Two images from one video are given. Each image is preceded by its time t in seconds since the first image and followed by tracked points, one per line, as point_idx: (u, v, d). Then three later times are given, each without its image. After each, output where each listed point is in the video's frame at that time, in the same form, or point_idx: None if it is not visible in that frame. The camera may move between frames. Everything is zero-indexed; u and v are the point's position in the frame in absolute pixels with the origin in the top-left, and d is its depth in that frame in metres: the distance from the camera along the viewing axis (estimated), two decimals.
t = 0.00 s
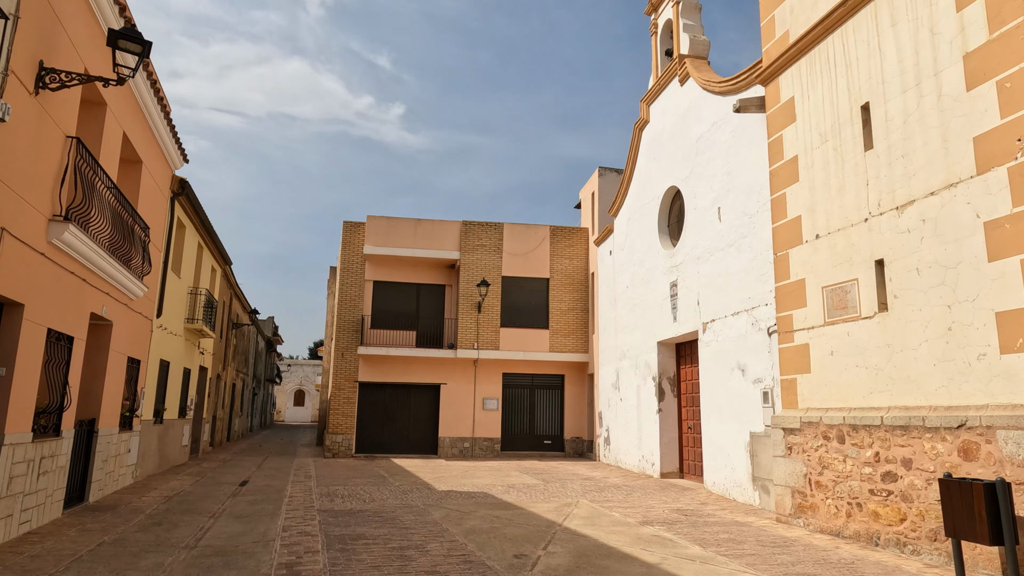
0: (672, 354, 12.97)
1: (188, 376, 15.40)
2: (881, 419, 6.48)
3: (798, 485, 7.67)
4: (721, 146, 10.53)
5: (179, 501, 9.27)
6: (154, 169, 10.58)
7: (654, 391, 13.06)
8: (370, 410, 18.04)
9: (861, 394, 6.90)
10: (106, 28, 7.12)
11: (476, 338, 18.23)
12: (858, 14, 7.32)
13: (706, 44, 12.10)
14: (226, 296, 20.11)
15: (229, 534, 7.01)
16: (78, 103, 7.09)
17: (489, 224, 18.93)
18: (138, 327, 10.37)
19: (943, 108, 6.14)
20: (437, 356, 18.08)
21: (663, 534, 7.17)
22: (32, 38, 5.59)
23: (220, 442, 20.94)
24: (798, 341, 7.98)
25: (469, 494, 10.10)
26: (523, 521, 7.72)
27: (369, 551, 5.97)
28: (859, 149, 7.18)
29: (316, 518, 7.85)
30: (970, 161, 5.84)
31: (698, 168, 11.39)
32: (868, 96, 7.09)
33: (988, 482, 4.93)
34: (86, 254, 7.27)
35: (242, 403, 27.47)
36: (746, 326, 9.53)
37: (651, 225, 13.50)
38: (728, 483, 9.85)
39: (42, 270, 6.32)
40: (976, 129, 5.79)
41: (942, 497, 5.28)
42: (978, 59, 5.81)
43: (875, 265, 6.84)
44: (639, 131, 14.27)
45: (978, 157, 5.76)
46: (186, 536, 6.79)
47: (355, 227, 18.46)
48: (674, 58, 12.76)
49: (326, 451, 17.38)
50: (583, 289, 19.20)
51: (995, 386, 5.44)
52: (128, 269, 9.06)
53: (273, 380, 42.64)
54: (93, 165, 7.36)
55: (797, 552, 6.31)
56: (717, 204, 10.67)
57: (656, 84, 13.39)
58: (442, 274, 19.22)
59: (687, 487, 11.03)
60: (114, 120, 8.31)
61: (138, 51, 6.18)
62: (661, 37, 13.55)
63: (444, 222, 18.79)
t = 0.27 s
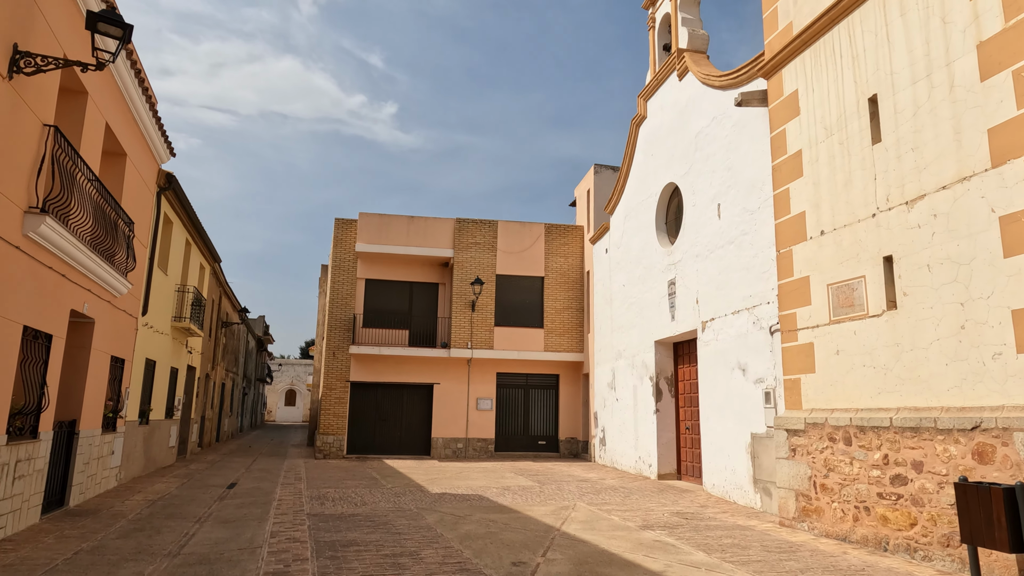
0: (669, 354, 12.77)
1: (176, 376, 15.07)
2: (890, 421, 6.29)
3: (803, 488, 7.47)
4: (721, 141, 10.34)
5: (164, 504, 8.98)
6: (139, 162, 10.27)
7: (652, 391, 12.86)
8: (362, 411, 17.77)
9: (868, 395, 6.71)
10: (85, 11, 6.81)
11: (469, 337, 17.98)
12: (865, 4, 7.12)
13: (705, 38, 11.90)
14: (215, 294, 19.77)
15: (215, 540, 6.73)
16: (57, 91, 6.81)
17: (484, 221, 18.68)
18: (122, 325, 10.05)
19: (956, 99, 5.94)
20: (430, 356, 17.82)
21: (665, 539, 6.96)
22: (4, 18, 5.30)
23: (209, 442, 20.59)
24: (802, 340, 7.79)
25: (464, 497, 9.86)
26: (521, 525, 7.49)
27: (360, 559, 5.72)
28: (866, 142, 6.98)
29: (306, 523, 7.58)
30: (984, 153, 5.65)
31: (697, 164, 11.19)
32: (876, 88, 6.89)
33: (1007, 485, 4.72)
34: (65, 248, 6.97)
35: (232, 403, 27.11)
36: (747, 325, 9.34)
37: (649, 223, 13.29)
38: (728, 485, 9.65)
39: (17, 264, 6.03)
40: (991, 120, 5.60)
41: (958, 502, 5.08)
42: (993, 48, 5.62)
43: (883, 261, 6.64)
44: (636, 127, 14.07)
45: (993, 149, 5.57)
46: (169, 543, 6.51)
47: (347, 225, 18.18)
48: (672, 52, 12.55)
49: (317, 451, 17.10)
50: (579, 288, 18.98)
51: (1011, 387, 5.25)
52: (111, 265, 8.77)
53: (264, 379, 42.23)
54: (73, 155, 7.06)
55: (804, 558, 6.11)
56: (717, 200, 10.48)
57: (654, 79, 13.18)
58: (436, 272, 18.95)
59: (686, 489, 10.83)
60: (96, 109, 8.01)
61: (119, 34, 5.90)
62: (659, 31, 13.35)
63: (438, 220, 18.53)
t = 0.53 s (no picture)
0: (667, 353, 12.61)
1: (163, 375, 14.74)
2: (900, 421, 6.13)
3: (808, 490, 7.30)
4: (722, 137, 10.18)
5: (150, 507, 8.69)
6: (125, 154, 9.98)
7: (649, 391, 12.69)
8: (354, 411, 17.51)
9: (877, 394, 6.55)
10: None
11: (463, 336, 17.76)
12: None
13: (705, 33, 11.74)
14: (204, 292, 19.43)
15: (203, 544, 6.47)
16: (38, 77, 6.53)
17: (478, 219, 18.47)
18: (107, 322, 9.75)
19: (970, 91, 5.79)
20: (423, 355, 17.58)
21: (669, 543, 6.77)
22: None
23: (197, 443, 20.24)
24: (807, 339, 7.63)
25: (460, 499, 9.64)
26: (519, 529, 7.29)
27: (355, 565, 5.48)
28: (875, 136, 6.83)
29: (298, 527, 7.34)
30: (999, 146, 5.50)
31: (697, 161, 11.03)
32: (885, 80, 6.74)
33: None
34: (47, 241, 6.69)
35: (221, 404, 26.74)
36: (749, 323, 9.18)
37: (647, 220, 13.13)
38: (729, 486, 9.49)
39: None
40: (1007, 112, 5.45)
41: (975, 504, 4.88)
42: (1009, 38, 5.47)
43: (893, 258, 6.49)
44: (634, 124, 13.90)
45: (1009, 142, 5.42)
46: (155, 548, 6.24)
47: (339, 222, 17.91)
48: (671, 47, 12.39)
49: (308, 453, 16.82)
50: (574, 287, 18.79)
51: None
52: (96, 260, 8.49)
53: (253, 380, 41.79)
54: (56, 144, 6.78)
55: (814, 562, 5.94)
56: (717, 197, 10.32)
57: (652, 74, 13.01)
58: (429, 271, 18.72)
59: (685, 490, 10.66)
60: (80, 97, 7.72)
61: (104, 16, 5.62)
62: (658, 27, 13.19)
63: (431, 218, 18.30)
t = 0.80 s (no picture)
0: (665, 354, 12.44)
1: (149, 376, 14.39)
2: (912, 422, 5.97)
3: (814, 493, 7.13)
4: (723, 134, 10.02)
5: (135, 513, 8.40)
6: (110, 147, 9.67)
7: (646, 392, 12.52)
8: (345, 412, 17.23)
9: (886, 395, 6.39)
10: None
11: (456, 336, 17.52)
12: None
13: (704, 28, 11.58)
14: (191, 291, 19.07)
15: (190, 552, 6.20)
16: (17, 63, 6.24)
17: (471, 218, 18.25)
18: (91, 321, 9.43)
19: (984, 83, 5.64)
20: (415, 356, 17.32)
21: (673, 549, 6.57)
22: None
23: (184, 446, 19.85)
24: (813, 339, 7.46)
25: (455, 503, 9.41)
26: (518, 534, 7.07)
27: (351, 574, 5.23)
28: (883, 131, 6.67)
29: (289, 533, 7.08)
30: (1016, 139, 5.35)
31: (697, 158, 10.86)
32: (894, 73, 6.58)
33: None
34: (26, 235, 6.40)
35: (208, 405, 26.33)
36: (751, 323, 9.03)
37: (644, 219, 12.95)
38: (729, 489, 9.32)
39: None
40: None
41: (994, 508, 4.73)
42: None
43: (903, 255, 6.33)
44: (631, 121, 13.73)
45: None
46: (139, 557, 5.96)
47: (330, 220, 17.62)
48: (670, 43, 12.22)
49: (297, 455, 16.54)
50: (568, 287, 18.60)
51: None
52: (79, 256, 8.21)
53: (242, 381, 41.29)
54: (36, 134, 6.49)
55: (823, 569, 5.77)
56: (718, 195, 10.16)
57: (650, 71, 12.85)
58: (422, 270, 18.46)
59: (684, 493, 10.49)
60: (62, 86, 7.43)
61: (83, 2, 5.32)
62: (656, 23, 13.03)
63: (424, 216, 18.05)
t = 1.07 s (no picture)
0: (659, 355, 12.31)
1: (132, 378, 14.04)
2: (917, 425, 5.84)
3: (815, 497, 6.99)
4: (721, 132, 9.90)
5: (116, 519, 8.11)
6: (92, 141, 9.39)
7: (640, 394, 12.37)
8: (333, 415, 16.95)
9: (891, 398, 6.27)
10: None
11: (447, 338, 17.30)
12: None
13: (700, 27, 11.46)
14: (177, 291, 18.71)
15: (172, 561, 5.94)
16: None
17: (463, 218, 18.05)
18: (71, 320, 9.12)
19: (993, 78, 5.53)
20: (405, 357, 17.08)
21: (673, 555, 6.41)
22: None
23: (167, 449, 19.45)
24: (814, 340, 7.33)
25: (447, 508, 9.20)
26: (514, 540, 6.87)
27: None
28: (887, 128, 6.56)
29: (276, 540, 6.83)
30: None
31: (693, 157, 10.73)
32: (898, 70, 6.47)
33: None
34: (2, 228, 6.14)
35: (194, 408, 25.88)
36: (749, 324, 8.90)
37: (639, 219, 12.81)
38: (726, 493, 9.18)
39: None
40: None
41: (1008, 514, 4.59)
42: None
43: (908, 255, 6.21)
44: (625, 121, 13.61)
45: None
46: (118, 566, 5.69)
47: (319, 219, 17.36)
48: (665, 41, 12.10)
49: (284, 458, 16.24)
50: (560, 288, 18.44)
51: None
52: (59, 253, 7.94)
53: (228, 383, 40.77)
54: (13, 124, 6.24)
55: None
56: (715, 194, 10.04)
57: (645, 70, 12.72)
58: (412, 270, 18.23)
59: (680, 497, 10.33)
60: (41, 76, 7.16)
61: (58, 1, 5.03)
62: (650, 21, 12.91)
63: (415, 216, 17.82)
